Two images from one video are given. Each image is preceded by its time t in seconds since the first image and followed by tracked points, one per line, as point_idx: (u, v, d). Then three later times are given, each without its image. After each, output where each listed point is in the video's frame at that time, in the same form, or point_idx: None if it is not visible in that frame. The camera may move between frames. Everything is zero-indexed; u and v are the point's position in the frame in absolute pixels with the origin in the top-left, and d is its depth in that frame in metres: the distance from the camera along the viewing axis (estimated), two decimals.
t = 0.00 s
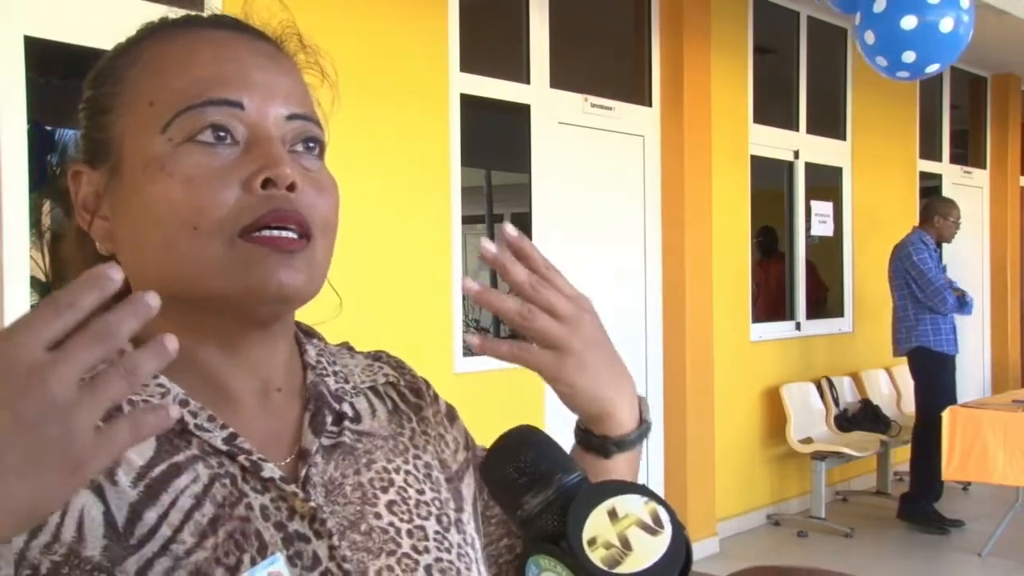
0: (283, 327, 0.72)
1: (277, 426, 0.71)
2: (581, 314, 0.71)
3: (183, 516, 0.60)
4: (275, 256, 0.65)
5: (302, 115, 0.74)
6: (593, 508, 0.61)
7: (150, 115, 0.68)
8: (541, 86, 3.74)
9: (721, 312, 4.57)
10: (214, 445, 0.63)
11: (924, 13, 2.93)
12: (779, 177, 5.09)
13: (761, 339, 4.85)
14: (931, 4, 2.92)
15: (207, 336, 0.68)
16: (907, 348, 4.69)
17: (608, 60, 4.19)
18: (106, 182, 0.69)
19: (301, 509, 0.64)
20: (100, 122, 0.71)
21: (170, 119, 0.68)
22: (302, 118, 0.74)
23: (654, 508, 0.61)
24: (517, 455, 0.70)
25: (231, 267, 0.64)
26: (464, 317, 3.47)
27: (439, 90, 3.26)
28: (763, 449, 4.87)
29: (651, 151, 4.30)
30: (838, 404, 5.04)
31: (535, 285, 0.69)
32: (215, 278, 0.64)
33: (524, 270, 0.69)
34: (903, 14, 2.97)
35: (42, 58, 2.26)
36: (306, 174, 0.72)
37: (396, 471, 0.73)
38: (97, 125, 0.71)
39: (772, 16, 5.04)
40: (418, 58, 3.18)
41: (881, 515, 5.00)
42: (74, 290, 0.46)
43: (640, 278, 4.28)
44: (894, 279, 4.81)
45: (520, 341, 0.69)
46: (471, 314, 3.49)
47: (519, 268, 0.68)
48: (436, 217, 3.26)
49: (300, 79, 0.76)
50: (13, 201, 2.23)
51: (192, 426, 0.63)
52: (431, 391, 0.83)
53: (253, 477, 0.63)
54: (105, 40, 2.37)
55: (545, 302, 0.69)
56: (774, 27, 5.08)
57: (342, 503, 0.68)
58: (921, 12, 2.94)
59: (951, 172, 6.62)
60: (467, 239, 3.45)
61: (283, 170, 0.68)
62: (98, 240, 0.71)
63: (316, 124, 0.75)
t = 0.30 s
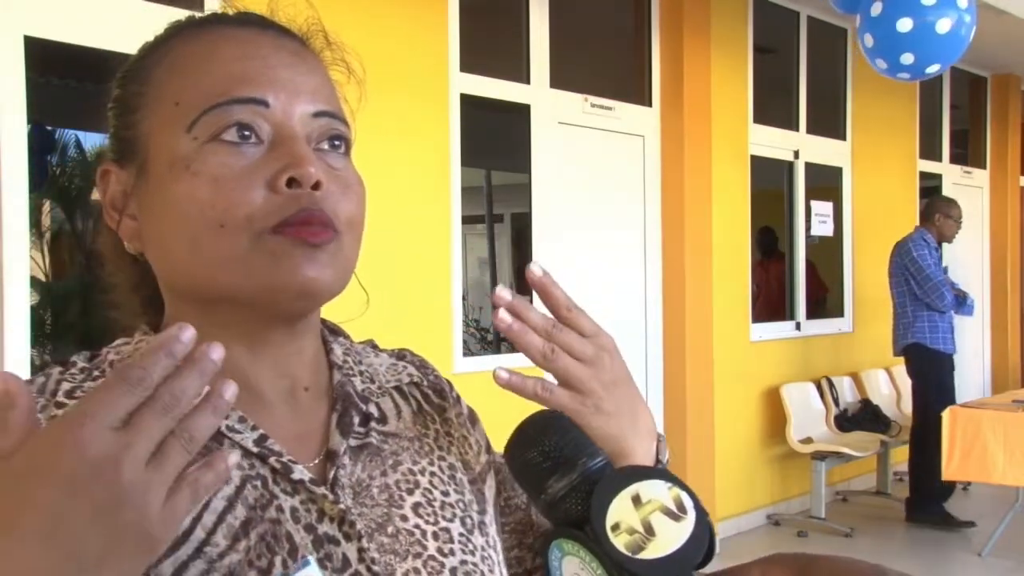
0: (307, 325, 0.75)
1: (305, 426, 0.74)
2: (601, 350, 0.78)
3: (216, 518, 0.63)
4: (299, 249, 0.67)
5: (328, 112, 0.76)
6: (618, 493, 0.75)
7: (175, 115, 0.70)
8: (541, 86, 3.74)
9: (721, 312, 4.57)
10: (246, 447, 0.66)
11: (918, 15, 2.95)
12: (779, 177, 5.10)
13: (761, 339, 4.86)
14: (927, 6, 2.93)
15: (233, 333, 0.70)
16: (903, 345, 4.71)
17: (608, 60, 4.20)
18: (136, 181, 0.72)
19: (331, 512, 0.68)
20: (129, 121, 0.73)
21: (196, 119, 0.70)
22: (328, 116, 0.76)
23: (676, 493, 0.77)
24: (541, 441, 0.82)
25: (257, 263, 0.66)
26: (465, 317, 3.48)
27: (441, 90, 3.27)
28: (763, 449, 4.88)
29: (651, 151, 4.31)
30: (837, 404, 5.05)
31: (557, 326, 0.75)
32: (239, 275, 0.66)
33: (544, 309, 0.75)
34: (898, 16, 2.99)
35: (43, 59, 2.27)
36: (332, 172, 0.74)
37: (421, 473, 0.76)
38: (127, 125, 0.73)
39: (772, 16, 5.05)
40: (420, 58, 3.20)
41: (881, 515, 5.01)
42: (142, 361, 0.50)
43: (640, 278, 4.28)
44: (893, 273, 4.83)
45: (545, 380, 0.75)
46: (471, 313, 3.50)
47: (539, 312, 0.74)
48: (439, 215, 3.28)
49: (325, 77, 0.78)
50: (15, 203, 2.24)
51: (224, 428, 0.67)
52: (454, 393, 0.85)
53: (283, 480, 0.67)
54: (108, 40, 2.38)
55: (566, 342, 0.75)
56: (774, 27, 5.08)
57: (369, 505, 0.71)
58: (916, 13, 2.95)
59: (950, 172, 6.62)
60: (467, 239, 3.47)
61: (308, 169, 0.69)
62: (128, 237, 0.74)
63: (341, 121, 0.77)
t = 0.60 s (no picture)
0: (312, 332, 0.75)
1: (304, 428, 0.74)
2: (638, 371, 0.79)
3: (213, 517, 0.62)
4: (302, 263, 0.67)
5: (341, 118, 0.75)
6: (632, 490, 0.58)
7: (188, 117, 0.70)
8: (541, 86, 3.74)
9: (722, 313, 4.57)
10: (243, 446, 0.66)
11: (909, 20, 2.94)
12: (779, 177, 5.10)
13: (761, 339, 4.85)
14: (917, 10, 2.93)
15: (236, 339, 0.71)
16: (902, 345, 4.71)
17: (608, 60, 4.19)
18: (143, 178, 0.71)
19: (328, 513, 0.67)
20: (140, 116, 0.73)
21: (208, 120, 0.69)
22: (341, 122, 0.75)
23: (694, 491, 0.58)
24: (559, 436, 0.66)
25: (263, 274, 0.66)
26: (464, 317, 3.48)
27: (441, 90, 3.27)
28: (764, 449, 4.88)
29: (651, 151, 4.31)
30: (838, 404, 5.05)
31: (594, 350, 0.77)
32: (246, 285, 0.66)
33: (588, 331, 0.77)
34: (889, 20, 2.99)
35: (43, 59, 2.27)
36: (342, 180, 0.74)
37: (419, 475, 0.76)
38: (138, 120, 0.73)
39: (772, 16, 5.04)
40: (420, 58, 3.19)
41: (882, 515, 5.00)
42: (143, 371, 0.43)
43: (640, 278, 4.28)
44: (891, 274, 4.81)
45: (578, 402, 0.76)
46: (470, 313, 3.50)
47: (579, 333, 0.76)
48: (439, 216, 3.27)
49: (340, 81, 0.77)
50: (15, 202, 2.23)
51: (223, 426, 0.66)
52: (455, 394, 0.85)
53: (281, 480, 0.67)
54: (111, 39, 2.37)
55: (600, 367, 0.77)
56: (774, 26, 5.07)
57: (367, 508, 0.71)
58: (907, 18, 2.95)
59: (950, 172, 6.62)
60: (467, 240, 3.46)
61: (318, 178, 0.70)
62: (133, 235, 0.74)
63: (354, 126, 0.76)
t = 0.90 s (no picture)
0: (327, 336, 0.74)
1: (310, 435, 0.73)
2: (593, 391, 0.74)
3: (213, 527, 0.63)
4: (330, 270, 0.67)
5: (364, 125, 0.75)
6: (630, 491, 0.54)
7: (208, 119, 0.69)
8: (540, 86, 3.74)
9: (722, 314, 4.56)
10: (247, 454, 0.66)
11: (895, 24, 2.94)
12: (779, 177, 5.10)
13: (761, 339, 4.85)
14: (903, 15, 2.93)
15: (252, 345, 0.71)
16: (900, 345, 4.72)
17: (607, 59, 4.19)
18: (160, 180, 0.71)
19: (328, 525, 0.67)
20: (157, 115, 0.72)
21: (229, 125, 0.69)
22: (363, 129, 0.75)
23: (695, 490, 0.54)
24: (557, 435, 0.62)
25: (284, 282, 0.66)
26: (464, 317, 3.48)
27: (442, 90, 3.27)
28: (764, 449, 4.88)
29: (651, 151, 4.30)
30: (838, 404, 5.05)
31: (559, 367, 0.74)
32: (268, 294, 0.66)
33: (552, 349, 0.74)
34: (876, 25, 2.99)
35: (44, 59, 2.27)
36: (362, 187, 0.73)
37: (420, 487, 0.76)
38: (155, 119, 0.72)
39: (772, 16, 5.04)
40: (420, 57, 3.19)
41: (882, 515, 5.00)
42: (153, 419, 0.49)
43: (640, 279, 4.28)
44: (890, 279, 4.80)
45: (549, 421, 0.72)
46: (470, 313, 3.50)
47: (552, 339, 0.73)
48: (440, 217, 3.27)
49: (359, 84, 0.76)
50: (15, 202, 2.23)
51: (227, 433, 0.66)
52: (458, 405, 0.85)
53: (283, 490, 0.66)
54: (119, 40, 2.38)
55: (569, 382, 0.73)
56: (774, 26, 5.07)
57: (367, 520, 0.71)
58: (893, 22, 2.95)
59: (951, 172, 6.62)
60: (467, 239, 3.46)
61: (340, 188, 0.69)
62: (149, 236, 0.73)
63: (375, 133, 0.76)
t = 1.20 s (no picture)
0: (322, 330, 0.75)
1: (309, 434, 0.74)
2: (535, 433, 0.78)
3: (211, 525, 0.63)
4: (306, 268, 0.67)
5: (342, 118, 0.75)
6: (626, 484, 0.50)
7: (188, 120, 0.70)
8: (541, 86, 3.74)
9: (722, 315, 4.56)
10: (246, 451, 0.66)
11: (883, 27, 2.95)
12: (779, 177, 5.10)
13: (761, 339, 4.85)
14: (892, 18, 2.93)
15: (244, 344, 0.71)
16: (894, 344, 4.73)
17: (608, 60, 4.19)
18: (148, 183, 0.72)
19: (327, 523, 0.68)
20: (144, 121, 0.73)
21: (208, 124, 0.70)
22: (342, 122, 0.75)
23: (690, 487, 0.49)
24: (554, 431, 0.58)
25: (263, 274, 0.66)
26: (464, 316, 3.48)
27: (442, 89, 3.27)
28: (764, 449, 4.88)
29: (651, 151, 4.31)
30: (838, 404, 5.05)
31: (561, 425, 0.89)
32: (248, 290, 0.66)
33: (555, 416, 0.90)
34: (865, 26, 3.00)
35: (44, 59, 2.27)
36: (343, 179, 0.73)
37: (420, 486, 0.76)
38: (144, 125, 0.73)
39: (772, 16, 5.04)
40: (420, 56, 3.20)
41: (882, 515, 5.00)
42: (181, 435, 0.50)
43: (640, 279, 4.29)
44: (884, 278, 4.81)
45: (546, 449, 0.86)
46: (470, 313, 3.50)
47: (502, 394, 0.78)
48: (440, 217, 3.27)
49: (341, 81, 0.77)
50: (15, 202, 2.23)
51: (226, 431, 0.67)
52: (461, 405, 0.86)
53: (282, 488, 0.67)
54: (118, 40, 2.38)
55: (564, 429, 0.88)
56: (774, 26, 5.08)
57: (367, 518, 0.72)
58: (881, 24, 2.95)
59: (950, 172, 6.63)
60: (467, 240, 3.47)
61: (319, 178, 0.69)
62: (139, 240, 0.74)
63: (354, 125, 0.76)
